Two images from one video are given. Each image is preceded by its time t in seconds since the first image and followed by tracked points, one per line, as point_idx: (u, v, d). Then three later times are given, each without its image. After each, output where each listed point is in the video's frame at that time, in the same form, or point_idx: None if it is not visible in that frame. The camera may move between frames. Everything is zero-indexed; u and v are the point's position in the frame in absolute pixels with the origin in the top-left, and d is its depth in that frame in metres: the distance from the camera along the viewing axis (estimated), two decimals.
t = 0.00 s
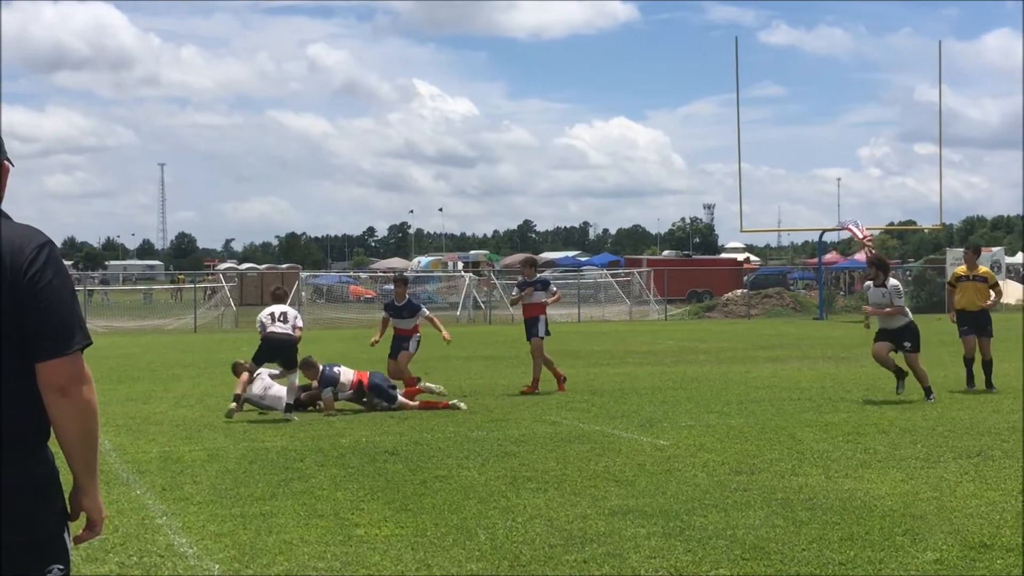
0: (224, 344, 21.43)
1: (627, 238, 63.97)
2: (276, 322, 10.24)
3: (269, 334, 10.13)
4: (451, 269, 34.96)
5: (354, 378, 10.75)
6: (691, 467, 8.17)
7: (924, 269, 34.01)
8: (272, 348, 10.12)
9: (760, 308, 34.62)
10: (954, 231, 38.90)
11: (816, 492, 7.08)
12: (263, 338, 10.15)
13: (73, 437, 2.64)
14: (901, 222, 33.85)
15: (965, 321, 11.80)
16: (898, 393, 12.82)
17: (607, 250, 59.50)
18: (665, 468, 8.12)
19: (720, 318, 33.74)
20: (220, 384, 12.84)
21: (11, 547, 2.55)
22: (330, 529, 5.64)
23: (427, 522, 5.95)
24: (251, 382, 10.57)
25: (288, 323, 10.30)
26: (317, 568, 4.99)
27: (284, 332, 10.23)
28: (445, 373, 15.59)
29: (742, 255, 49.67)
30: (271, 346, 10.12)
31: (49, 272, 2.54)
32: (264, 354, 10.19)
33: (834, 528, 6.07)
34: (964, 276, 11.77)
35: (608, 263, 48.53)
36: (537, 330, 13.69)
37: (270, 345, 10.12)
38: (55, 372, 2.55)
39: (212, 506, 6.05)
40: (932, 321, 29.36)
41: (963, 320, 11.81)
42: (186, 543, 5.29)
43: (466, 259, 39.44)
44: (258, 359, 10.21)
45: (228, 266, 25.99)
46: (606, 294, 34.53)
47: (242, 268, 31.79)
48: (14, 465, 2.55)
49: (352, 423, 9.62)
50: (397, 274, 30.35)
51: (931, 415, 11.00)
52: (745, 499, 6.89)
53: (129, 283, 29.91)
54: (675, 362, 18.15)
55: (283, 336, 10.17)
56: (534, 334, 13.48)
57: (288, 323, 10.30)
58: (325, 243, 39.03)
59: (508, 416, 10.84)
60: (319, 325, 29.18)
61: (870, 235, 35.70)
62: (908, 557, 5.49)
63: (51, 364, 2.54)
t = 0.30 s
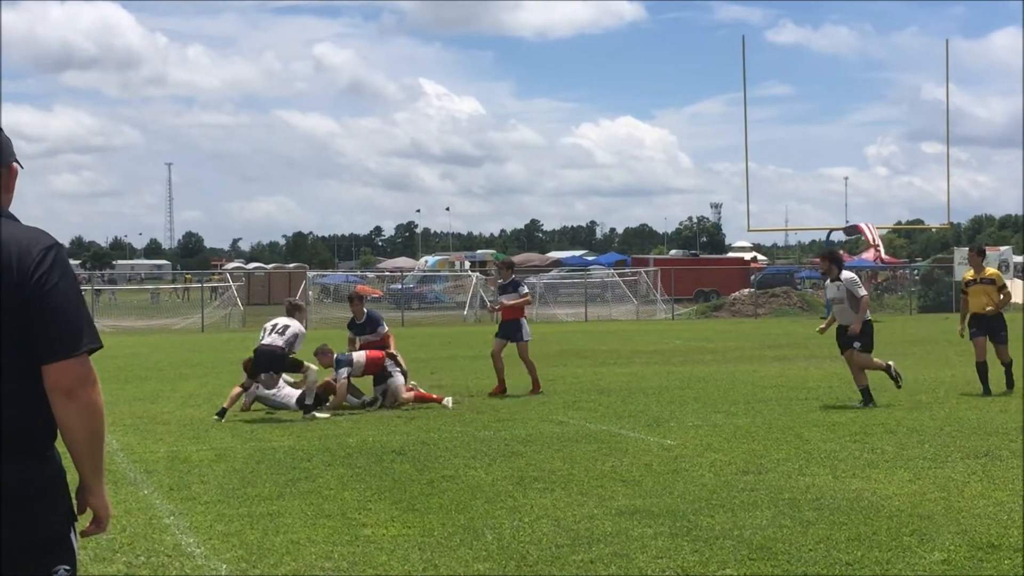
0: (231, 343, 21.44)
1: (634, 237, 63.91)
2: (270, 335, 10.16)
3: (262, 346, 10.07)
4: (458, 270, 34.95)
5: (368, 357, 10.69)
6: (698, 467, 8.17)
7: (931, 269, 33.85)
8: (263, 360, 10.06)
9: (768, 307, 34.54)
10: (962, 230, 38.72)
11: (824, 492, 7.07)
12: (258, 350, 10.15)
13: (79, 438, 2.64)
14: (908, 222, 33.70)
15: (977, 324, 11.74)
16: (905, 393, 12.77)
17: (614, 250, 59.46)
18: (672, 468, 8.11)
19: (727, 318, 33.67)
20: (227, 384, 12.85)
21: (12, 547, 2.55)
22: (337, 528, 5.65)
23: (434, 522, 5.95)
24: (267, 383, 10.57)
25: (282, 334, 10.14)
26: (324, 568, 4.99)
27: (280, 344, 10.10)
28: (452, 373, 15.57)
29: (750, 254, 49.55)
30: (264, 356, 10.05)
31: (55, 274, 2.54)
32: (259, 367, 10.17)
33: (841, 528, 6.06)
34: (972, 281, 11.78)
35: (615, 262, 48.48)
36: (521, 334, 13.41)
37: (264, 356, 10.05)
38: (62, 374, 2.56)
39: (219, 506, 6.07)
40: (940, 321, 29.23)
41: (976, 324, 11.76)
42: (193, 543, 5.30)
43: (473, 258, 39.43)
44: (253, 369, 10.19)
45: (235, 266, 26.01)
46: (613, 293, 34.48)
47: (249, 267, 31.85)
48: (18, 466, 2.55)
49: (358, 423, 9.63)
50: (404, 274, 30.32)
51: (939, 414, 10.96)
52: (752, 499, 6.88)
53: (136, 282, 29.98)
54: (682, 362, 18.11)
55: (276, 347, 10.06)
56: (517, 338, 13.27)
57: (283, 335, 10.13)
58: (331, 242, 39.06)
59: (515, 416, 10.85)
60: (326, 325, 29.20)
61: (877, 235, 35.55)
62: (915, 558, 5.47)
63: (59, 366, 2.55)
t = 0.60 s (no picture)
0: (238, 342, 21.45)
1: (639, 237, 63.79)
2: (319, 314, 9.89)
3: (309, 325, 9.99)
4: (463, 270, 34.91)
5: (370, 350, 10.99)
6: (704, 466, 8.16)
7: (937, 267, 33.68)
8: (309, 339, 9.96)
9: (773, 307, 34.45)
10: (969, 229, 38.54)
11: (829, 491, 7.06)
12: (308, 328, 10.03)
13: (80, 437, 2.63)
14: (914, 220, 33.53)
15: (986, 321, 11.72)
16: (911, 393, 12.72)
17: (620, 250, 59.34)
18: (678, 467, 8.10)
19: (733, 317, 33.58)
20: (233, 383, 12.85)
21: (12, 546, 2.55)
22: (342, 527, 5.65)
23: (439, 521, 5.95)
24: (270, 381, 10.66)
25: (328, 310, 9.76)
26: (329, 567, 4.99)
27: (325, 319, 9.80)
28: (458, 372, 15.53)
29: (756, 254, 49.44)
30: (311, 332, 9.90)
31: (57, 272, 2.54)
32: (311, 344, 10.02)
33: (846, 527, 6.04)
34: (982, 272, 11.72)
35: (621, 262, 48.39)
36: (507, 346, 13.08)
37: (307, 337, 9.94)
38: (63, 373, 2.55)
39: (225, 505, 6.07)
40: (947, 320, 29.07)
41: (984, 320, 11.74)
42: (199, 542, 5.31)
43: (478, 258, 39.40)
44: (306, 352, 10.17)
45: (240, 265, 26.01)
46: (618, 292, 34.45)
47: (255, 267, 31.87)
48: (18, 466, 2.55)
49: (364, 422, 9.63)
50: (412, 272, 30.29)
51: (945, 413, 10.93)
52: (758, 497, 6.88)
53: (143, 282, 29.99)
54: (688, 362, 18.07)
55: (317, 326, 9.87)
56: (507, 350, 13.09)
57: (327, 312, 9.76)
58: (337, 242, 39.05)
59: (521, 414, 10.85)
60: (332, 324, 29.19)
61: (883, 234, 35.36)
62: (923, 557, 5.45)
63: (61, 365, 2.55)
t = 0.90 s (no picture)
0: (241, 342, 21.44)
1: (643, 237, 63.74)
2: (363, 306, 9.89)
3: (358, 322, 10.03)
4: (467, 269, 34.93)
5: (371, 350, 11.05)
6: (705, 465, 8.16)
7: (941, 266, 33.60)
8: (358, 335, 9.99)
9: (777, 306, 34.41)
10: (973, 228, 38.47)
11: (831, 491, 7.06)
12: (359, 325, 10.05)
13: (73, 437, 2.64)
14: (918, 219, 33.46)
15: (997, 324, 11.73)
16: (914, 392, 12.70)
17: (624, 250, 59.30)
18: (679, 466, 8.10)
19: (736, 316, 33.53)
20: (236, 383, 12.85)
21: (10, 546, 2.57)
22: (343, 527, 5.67)
23: (440, 521, 5.96)
24: (268, 380, 10.62)
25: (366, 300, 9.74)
26: (329, 566, 5.01)
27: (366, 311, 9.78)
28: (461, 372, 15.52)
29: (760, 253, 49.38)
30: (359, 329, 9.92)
31: (47, 270, 2.56)
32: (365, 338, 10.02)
33: (847, 526, 6.05)
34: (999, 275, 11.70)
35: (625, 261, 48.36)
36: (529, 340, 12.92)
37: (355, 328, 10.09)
38: (56, 371, 2.58)
39: (226, 505, 6.08)
40: (950, 319, 29.01)
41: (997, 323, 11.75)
42: (199, 542, 5.32)
43: (482, 258, 39.38)
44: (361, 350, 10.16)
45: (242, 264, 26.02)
46: (621, 291, 34.44)
47: (258, 267, 31.89)
48: (15, 466, 2.57)
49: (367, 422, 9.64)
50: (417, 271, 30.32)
51: (948, 412, 10.92)
52: (759, 497, 6.87)
53: (146, 282, 30.00)
54: (691, 361, 18.06)
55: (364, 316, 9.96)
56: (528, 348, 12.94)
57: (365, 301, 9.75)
58: (340, 242, 39.05)
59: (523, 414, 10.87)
60: (335, 324, 29.20)
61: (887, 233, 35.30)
62: (923, 556, 5.45)
63: (53, 363, 2.57)
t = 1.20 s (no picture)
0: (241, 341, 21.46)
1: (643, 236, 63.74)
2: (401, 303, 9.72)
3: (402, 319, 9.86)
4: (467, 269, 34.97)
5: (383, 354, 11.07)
6: (703, 465, 8.16)
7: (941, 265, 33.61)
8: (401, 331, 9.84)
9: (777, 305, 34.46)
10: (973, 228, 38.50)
11: (828, 490, 7.07)
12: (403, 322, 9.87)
13: (64, 434, 2.66)
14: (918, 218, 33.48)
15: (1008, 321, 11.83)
16: (913, 391, 12.72)
17: (624, 249, 59.29)
18: (678, 466, 8.11)
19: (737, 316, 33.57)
20: (236, 383, 12.87)
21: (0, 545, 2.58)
22: (341, 526, 5.69)
23: (438, 520, 5.97)
24: (284, 366, 10.67)
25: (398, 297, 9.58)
26: (327, 566, 5.02)
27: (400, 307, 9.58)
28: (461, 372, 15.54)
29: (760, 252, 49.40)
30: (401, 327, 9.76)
31: (36, 270, 2.57)
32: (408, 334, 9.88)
33: (844, 526, 6.06)
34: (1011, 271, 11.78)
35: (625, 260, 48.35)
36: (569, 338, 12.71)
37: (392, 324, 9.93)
38: (43, 371, 2.60)
39: (225, 505, 6.10)
40: (950, 318, 29.03)
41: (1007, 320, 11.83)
42: (197, 542, 5.34)
43: (482, 257, 39.39)
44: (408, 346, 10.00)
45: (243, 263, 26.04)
46: (622, 291, 34.48)
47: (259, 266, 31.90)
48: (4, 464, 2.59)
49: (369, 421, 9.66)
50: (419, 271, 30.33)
51: (947, 412, 10.95)
52: (757, 496, 6.89)
53: (146, 281, 30.01)
54: (690, 360, 18.08)
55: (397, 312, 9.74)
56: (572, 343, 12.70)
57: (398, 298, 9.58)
58: (340, 241, 39.06)
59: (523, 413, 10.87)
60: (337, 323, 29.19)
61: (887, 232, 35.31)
62: (920, 555, 5.47)
63: (39, 363, 2.59)
